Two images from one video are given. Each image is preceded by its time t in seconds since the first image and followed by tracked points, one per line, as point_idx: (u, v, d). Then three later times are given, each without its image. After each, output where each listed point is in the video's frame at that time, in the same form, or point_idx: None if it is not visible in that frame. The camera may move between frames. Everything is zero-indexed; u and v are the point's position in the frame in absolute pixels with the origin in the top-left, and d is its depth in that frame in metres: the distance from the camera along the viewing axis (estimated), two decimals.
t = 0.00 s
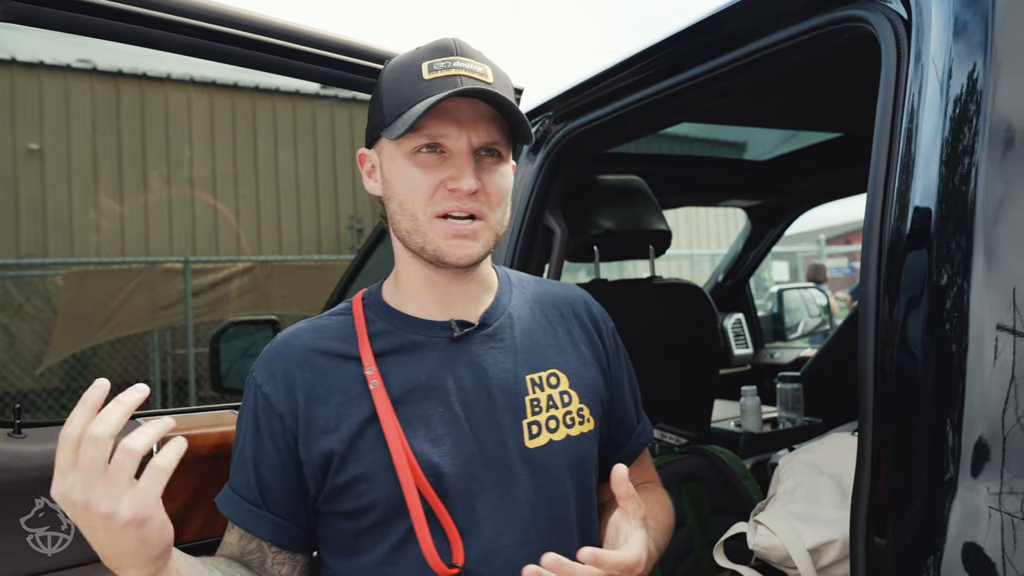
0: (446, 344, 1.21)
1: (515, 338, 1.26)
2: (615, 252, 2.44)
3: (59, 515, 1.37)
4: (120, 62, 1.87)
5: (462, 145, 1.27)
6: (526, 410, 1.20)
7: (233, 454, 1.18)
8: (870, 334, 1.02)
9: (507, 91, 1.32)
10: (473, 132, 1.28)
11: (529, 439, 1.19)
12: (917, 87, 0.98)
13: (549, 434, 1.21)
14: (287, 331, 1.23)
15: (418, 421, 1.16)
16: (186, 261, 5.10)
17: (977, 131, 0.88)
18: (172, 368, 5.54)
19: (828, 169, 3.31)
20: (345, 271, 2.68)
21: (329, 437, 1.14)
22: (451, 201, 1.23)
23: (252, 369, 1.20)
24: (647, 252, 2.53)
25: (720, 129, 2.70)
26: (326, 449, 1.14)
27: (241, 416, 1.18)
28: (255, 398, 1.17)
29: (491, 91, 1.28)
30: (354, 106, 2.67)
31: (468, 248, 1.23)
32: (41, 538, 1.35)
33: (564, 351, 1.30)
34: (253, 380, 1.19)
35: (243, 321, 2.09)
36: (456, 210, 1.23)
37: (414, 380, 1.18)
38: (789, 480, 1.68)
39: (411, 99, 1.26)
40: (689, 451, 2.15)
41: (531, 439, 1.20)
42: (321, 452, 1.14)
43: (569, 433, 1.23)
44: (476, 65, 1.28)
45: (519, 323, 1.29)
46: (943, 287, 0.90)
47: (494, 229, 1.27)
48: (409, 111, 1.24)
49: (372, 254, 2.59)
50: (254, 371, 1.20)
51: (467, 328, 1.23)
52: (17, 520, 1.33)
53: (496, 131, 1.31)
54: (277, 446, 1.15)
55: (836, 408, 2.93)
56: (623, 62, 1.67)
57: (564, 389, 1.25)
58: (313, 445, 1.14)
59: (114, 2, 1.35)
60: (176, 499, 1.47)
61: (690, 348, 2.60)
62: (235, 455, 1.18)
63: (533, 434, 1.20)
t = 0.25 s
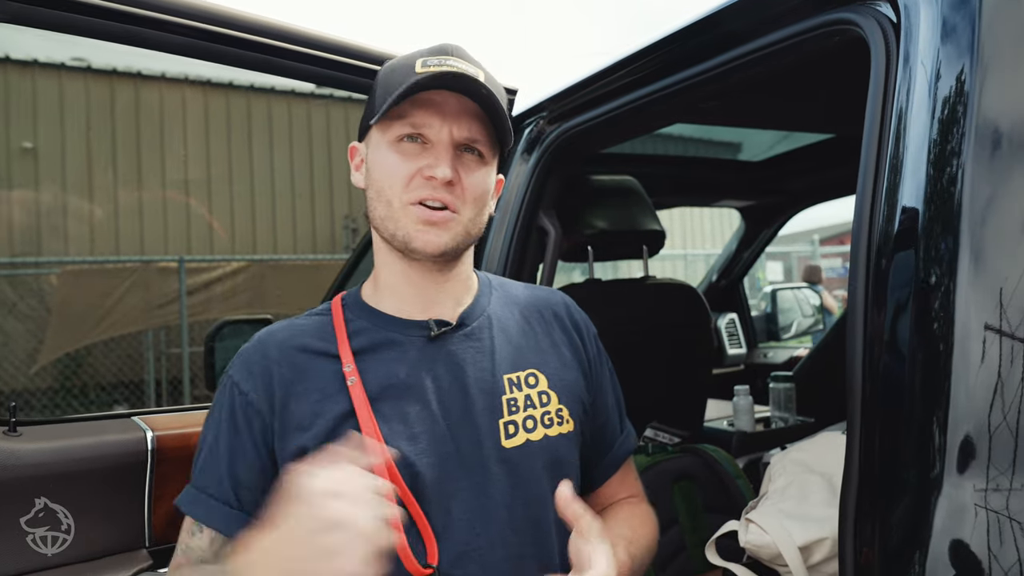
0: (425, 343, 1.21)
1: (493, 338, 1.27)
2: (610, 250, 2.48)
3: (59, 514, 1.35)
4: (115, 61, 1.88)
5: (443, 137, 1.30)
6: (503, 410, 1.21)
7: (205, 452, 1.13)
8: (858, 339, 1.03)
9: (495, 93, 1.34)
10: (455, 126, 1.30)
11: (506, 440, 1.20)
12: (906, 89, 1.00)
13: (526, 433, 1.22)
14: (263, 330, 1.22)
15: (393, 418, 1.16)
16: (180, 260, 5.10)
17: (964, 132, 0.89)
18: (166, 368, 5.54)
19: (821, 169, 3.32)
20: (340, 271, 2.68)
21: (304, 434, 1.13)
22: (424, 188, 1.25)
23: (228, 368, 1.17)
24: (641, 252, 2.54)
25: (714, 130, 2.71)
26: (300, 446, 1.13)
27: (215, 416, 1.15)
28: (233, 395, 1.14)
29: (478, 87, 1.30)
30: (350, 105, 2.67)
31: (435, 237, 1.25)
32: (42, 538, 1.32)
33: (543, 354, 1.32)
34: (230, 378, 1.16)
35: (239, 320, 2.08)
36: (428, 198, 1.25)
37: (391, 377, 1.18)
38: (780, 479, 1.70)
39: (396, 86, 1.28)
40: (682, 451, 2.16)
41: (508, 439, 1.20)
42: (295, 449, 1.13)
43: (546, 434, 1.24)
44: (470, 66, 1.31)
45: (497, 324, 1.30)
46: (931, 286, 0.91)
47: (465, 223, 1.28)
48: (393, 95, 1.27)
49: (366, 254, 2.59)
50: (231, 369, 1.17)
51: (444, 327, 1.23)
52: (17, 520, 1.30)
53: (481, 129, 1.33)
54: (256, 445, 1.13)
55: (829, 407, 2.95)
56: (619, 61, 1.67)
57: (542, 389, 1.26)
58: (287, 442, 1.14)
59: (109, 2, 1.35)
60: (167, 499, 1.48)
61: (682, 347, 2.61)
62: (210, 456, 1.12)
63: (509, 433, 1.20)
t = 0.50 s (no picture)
0: (425, 344, 1.21)
1: (488, 340, 1.29)
2: (602, 251, 2.47)
3: (59, 514, 1.36)
4: (106, 58, 1.88)
5: (435, 133, 1.30)
6: (503, 411, 1.22)
7: (209, 461, 1.07)
8: (851, 339, 1.04)
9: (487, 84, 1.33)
10: (447, 120, 1.31)
11: (507, 441, 1.21)
12: (898, 92, 1.01)
13: (526, 434, 1.23)
14: (256, 329, 1.18)
15: (396, 420, 1.14)
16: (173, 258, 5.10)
17: (955, 134, 0.91)
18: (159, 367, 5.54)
19: (813, 171, 3.34)
20: (333, 269, 2.68)
21: (310, 438, 1.10)
22: (417, 184, 1.26)
23: (224, 369, 1.12)
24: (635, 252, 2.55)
25: (707, 131, 2.73)
26: (307, 449, 1.10)
27: (212, 420, 1.09)
28: (236, 397, 1.10)
29: (470, 79, 1.29)
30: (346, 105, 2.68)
31: (431, 233, 1.25)
32: (41, 538, 1.33)
33: (533, 355, 1.34)
34: (229, 379, 1.11)
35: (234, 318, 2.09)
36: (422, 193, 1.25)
37: (395, 379, 1.16)
38: (772, 477, 1.71)
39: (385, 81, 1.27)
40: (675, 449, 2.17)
41: (510, 439, 1.22)
42: (301, 453, 1.10)
43: (545, 435, 1.26)
44: (462, 59, 1.29)
45: (490, 325, 1.32)
46: (922, 285, 0.92)
47: (459, 220, 1.28)
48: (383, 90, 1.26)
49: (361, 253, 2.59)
50: (227, 370, 1.12)
51: (442, 329, 1.24)
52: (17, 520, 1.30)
53: (472, 123, 1.33)
54: (266, 449, 1.09)
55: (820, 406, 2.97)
56: (616, 61, 1.67)
57: (536, 391, 1.28)
58: (292, 447, 1.10)
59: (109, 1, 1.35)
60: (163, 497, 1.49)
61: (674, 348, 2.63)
62: (213, 462, 1.07)
63: (510, 434, 1.22)
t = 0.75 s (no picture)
0: (433, 343, 1.24)
1: (488, 341, 1.33)
2: (596, 252, 2.49)
3: (59, 513, 1.37)
4: (99, 57, 1.88)
5: (442, 136, 1.29)
6: (505, 411, 1.27)
7: (216, 460, 1.04)
8: (844, 340, 1.06)
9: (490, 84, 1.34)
10: (453, 123, 1.30)
11: (510, 440, 1.26)
12: (891, 95, 1.03)
13: (526, 434, 1.29)
14: (261, 323, 1.15)
15: (411, 421, 1.15)
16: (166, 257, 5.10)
17: (946, 137, 0.93)
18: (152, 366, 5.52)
19: (805, 173, 3.37)
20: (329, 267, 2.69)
21: (324, 437, 1.10)
22: (428, 190, 1.25)
23: (229, 364, 1.09)
24: (629, 252, 2.57)
25: (701, 133, 2.75)
26: (321, 449, 1.09)
27: (218, 417, 1.06)
28: (245, 394, 1.07)
29: (475, 82, 1.30)
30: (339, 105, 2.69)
31: (441, 239, 1.25)
32: (42, 538, 1.33)
33: (527, 356, 1.40)
34: (236, 375, 1.08)
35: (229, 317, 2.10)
36: (433, 201, 1.24)
37: (408, 379, 1.18)
38: (765, 475, 1.73)
39: (391, 85, 1.26)
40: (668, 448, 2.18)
41: (512, 439, 1.27)
42: (315, 452, 1.09)
43: (542, 434, 1.33)
44: (463, 59, 1.30)
45: (489, 326, 1.36)
46: (914, 285, 0.94)
47: (468, 224, 1.29)
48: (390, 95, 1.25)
49: (356, 252, 2.60)
50: (233, 365, 1.09)
51: (448, 328, 1.27)
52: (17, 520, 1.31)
53: (478, 125, 1.33)
54: (276, 449, 1.07)
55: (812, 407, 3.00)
56: (613, 64, 1.69)
57: (533, 392, 1.34)
58: (304, 447, 1.09)
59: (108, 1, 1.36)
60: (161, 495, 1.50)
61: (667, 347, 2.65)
62: (219, 461, 1.04)
63: (513, 434, 1.27)
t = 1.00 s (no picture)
0: (442, 346, 1.26)
1: (492, 345, 1.35)
2: (593, 253, 2.50)
3: (59, 513, 1.37)
4: (95, 57, 1.88)
5: (446, 145, 1.31)
6: (509, 415, 1.30)
7: (233, 457, 1.03)
8: (842, 341, 1.07)
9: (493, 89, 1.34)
10: (458, 131, 1.31)
11: (512, 444, 1.29)
12: (886, 97, 1.04)
13: (527, 438, 1.31)
14: (274, 321, 1.15)
15: (424, 424, 1.17)
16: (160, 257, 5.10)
17: (941, 139, 0.94)
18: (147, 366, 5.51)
19: (800, 174, 3.39)
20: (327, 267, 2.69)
21: (338, 438, 1.11)
22: (433, 200, 1.27)
23: (245, 361, 1.08)
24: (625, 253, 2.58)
25: (696, 134, 2.76)
26: (337, 449, 1.10)
27: (237, 413, 1.05)
28: (263, 391, 1.06)
29: (480, 90, 1.30)
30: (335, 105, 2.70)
31: (448, 248, 1.27)
32: (41, 538, 1.34)
33: (526, 360, 1.42)
34: (253, 372, 1.07)
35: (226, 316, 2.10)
36: (439, 211, 1.26)
37: (420, 384, 1.19)
38: (762, 474, 1.74)
39: (395, 95, 1.27)
40: (665, 447, 2.20)
41: (515, 443, 1.29)
42: (330, 452, 1.10)
43: (540, 440, 1.35)
44: (463, 63, 1.30)
45: (492, 329, 1.38)
46: (909, 286, 0.95)
47: (473, 232, 1.31)
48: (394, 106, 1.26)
49: (354, 252, 2.60)
50: (249, 362, 1.09)
51: (456, 332, 1.29)
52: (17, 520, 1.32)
53: (482, 132, 1.34)
54: (292, 447, 1.07)
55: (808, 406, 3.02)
56: (611, 66, 1.70)
57: (534, 396, 1.37)
58: (319, 447, 1.10)
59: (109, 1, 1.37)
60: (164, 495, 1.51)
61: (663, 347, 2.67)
62: (237, 458, 1.03)
63: (515, 438, 1.29)
